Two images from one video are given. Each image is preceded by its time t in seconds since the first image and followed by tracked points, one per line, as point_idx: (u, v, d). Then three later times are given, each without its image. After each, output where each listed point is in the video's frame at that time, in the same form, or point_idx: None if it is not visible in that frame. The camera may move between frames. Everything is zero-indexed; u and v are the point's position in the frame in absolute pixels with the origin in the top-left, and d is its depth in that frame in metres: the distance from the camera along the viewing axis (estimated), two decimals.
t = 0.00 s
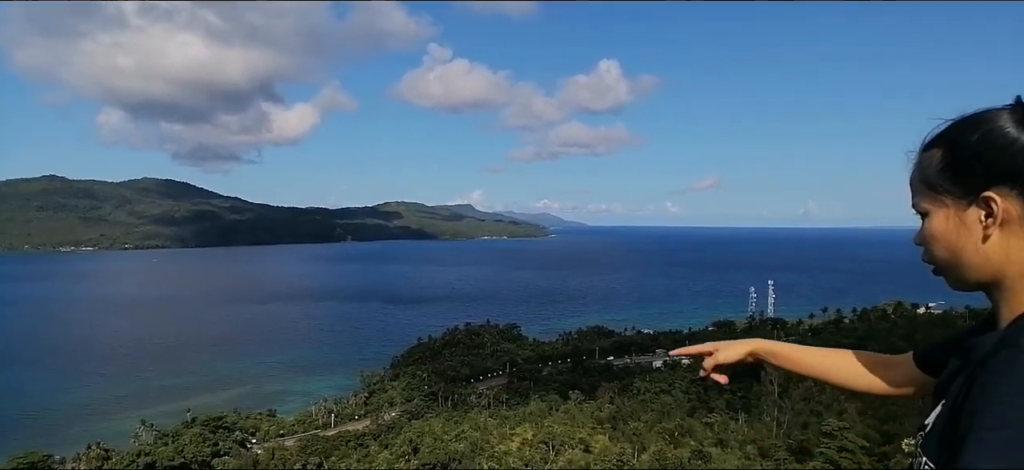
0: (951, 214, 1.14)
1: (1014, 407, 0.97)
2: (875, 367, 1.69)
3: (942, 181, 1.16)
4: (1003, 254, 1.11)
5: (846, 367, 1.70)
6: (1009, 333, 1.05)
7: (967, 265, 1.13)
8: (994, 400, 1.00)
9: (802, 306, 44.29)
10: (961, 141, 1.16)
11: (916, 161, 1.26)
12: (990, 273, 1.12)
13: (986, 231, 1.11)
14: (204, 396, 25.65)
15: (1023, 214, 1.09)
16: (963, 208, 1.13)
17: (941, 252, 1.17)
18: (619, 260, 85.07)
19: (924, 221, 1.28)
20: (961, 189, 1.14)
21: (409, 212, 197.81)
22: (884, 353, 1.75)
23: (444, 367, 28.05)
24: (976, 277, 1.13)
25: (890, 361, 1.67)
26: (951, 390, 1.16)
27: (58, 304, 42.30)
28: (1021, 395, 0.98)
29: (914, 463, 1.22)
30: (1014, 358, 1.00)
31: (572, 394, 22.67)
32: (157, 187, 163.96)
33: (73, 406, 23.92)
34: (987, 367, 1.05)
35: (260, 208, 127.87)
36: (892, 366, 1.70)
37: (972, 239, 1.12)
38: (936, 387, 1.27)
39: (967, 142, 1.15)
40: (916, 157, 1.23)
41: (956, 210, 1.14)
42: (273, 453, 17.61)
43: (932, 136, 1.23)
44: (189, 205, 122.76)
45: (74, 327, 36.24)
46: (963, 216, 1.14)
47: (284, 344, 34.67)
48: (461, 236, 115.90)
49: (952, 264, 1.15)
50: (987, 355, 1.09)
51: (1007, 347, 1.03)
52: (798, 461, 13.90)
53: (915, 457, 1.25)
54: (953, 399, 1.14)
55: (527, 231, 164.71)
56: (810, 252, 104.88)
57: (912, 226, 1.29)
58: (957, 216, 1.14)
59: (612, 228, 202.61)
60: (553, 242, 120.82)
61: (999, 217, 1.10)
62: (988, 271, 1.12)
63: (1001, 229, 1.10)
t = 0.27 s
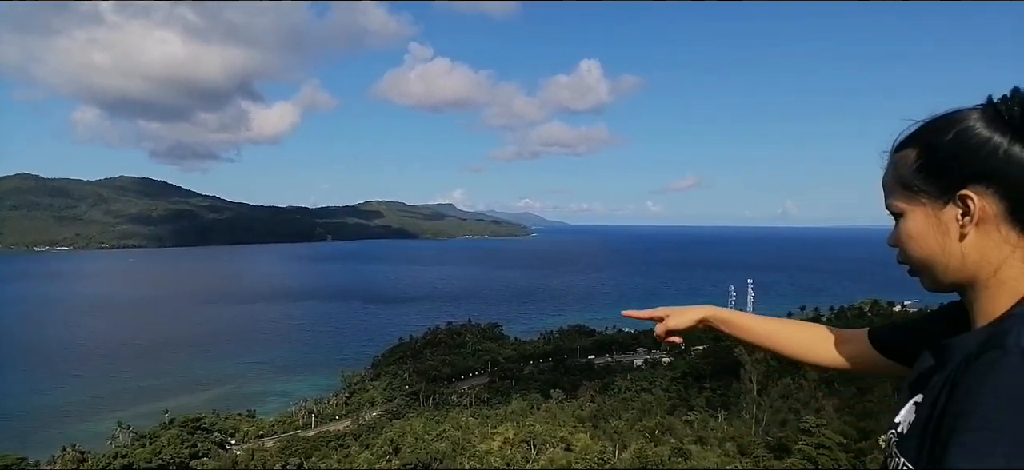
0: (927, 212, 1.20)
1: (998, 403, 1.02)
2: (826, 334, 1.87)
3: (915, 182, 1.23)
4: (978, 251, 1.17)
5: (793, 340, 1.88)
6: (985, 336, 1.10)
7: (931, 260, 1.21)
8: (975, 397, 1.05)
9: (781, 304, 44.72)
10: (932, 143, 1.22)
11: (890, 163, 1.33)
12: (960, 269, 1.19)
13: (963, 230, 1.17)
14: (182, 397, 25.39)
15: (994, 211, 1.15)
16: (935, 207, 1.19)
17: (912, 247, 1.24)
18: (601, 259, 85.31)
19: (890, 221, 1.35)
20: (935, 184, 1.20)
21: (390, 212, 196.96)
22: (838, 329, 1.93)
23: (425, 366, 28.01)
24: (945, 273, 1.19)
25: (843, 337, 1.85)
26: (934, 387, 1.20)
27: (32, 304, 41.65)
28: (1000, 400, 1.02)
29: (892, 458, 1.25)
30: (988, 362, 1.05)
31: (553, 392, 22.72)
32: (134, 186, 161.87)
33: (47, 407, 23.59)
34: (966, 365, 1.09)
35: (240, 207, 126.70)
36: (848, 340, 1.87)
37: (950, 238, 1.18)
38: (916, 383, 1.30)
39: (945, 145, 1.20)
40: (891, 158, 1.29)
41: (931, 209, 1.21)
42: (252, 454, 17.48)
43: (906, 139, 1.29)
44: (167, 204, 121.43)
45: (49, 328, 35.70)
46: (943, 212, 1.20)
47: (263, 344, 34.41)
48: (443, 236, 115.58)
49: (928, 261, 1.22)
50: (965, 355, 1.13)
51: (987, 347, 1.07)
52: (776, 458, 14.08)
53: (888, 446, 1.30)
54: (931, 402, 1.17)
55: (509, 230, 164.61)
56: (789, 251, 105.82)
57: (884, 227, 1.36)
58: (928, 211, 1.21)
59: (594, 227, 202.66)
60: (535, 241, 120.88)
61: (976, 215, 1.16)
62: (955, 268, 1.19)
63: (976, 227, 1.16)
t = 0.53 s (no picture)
0: (913, 213, 1.19)
1: (980, 408, 1.01)
2: (811, 336, 1.85)
3: (898, 184, 1.22)
4: (962, 254, 1.17)
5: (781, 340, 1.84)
6: (971, 338, 1.10)
7: (916, 263, 1.20)
8: (958, 402, 1.04)
9: (767, 304, 44.95)
10: (916, 143, 1.21)
11: (871, 162, 1.32)
12: (944, 274, 1.18)
13: (948, 232, 1.16)
14: (165, 399, 25.13)
15: (978, 214, 1.15)
16: (920, 209, 1.18)
17: (896, 250, 1.23)
18: (587, 260, 85.44)
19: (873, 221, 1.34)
20: (919, 187, 1.20)
21: (377, 212, 196.34)
22: (818, 329, 1.93)
23: (412, 367, 27.91)
24: (928, 276, 1.19)
25: (828, 339, 1.84)
26: (914, 387, 1.19)
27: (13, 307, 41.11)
28: (988, 403, 1.01)
29: (875, 460, 1.24)
30: (973, 365, 1.04)
31: (540, 393, 22.70)
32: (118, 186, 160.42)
33: (28, 410, 23.29)
34: (952, 369, 1.09)
35: (225, 207, 125.82)
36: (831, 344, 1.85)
37: (934, 240, 1.17)
38: (899, 386, 1.29)
39: (928, 146, 1.19)
40: (874, 159, 1.28)
41: (916, 210, 1.20)
42: (237, 456, 17.34)
43: (889, 140, 1.28)
44: (151, 204, 120.29)
45: (29, 330, 35.23)
46: (926, 215, 1.19)
47: (248, 346, 34.14)
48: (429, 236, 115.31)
49: (909, 266, 1.21)
50: (950, 359, 1.12)
51: (972, 352, 1.06)
52: (762, 457, 14.16)
53: (871, 449, 1.28)
54: (911, 405, 1.17)
55: (496, 231, 164.50)
56: (774, 251, 106.46)
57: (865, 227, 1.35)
58: (913, 214, 1.20)
59: (582, 228, 202.67)
60: (522, 241, 121.00)
61: (961, 217, 1.15)
62: (938, 270, 1.18)
63: (964, 228, 1.15)
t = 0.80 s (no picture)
0: (890, 219, 1.22)
1: (955, 409, 1.04)
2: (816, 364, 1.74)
3: (877, 187, 1.25)
4: (940, 258, 1.20)
5: (778, 369, 1.77)
6: (944, 339, 1.13)
7: (896, 268, 1.22)
8: (931, 403, 1.07)
9: (750, 306, 45.27)
10: (894, 149, 1.24)
11: (855, 167, 1.34)
12: (922, 277, 1.21)
13: (925, 236, 1.19)
14: (147, 403, 24.87)
15: (958, 216, 1.18)
16: (900, 212, 1.21)
17: (876, 253, 1.26)
18: (573, 262, 85.66)
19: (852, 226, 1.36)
20: (895, 190, 1.23)
21: (362, 214, 195.69)
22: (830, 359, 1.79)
23: (397, 370, 27.84)
24: (906, 281, 1.22)
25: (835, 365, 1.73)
26: (892, 390, 1.22)
27: None
28: (959, 404, 1.04)
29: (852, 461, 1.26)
30: (946, 368, 1.07)
31: (526, 395, 22.72)
32: (99, 188, 158.53)
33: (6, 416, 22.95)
34: (924, 372, 1.12)
35: (207, 209, 124.83)
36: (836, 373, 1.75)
37: (912, 244, 1.20)
38: (876, 389, 1.31)
39: (907, 151, 1.23)
40: (854, 163, 1.31)
41: (895, 215, 1.23)
42: (221, 460, 17.21)
43: (867, 146, 1.32)
44: (133, 205, 119.07)
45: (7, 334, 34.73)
46: (906, 218, 1.22)
47: (231, 349, 33.86)
48: (414, 239, 115.05)
49: (889, 268, 1.24)
50: (924, 360, 1.15)
51: (946, 353, 1.09)
52: (745, 458, 14.29)
53: (851, 452, 1.30)
54: (888, 407, 1.20)
55: (482, 233, 164.43)
56: (757, 253, 107.23)
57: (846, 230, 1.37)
58: (892, 218, 1.23)
59: (567, 231, 202.82)
60: (508, 243, 121.08)
61: (938, 220, 1.18)
62: (914, 274, 1.22)
63: (939, 233, 1.19)
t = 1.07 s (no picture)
0: (872, 219, 1.23)
1: (929, 405, 1.05)
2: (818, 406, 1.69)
3: (857, 186, 1.26)
4: (918, 257, 1.21)
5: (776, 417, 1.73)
6: (918, 338, 1.15)
7: (875, 267, 1.24)
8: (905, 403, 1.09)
9: (733, 305, 45.53)
10: (873, 148, 1.25)
11: (834, 166, 1.36)
12: (900, 277, 1.23)
13: (903, 235, 1.21)
14: (127, 405, 24.59)
15: (934, 218, 1.20)
16: (878, 213, 1.22)
17: (855, 254, 1.27)
18: (558, 262, 85.75)
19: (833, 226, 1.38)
20: (874, 188, 1.24)
21: (346, 214, 194.80)
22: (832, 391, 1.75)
23: (381, 370, 27.73)
24: (885, 280, 1.23)
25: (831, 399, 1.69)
26: (867, 393, 1.23)
27: None
28: (938, 402, 1.05)
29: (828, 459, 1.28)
30: (924, 366, 1.08)
31: (510, 395, 22.69)
32: (78, 187, 156.59)
33: None
34: (899, 370, 1.13)
35: (189, 209, 123.68)
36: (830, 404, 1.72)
37: (891, 241, 1.22)
38: (852, 390, 1.33)
39: (886, 150, 1.24)
40: (833, 164, 1.32)
41: (874, 215, 1.24)
42: (201, 462, 17.04)
43: (846, 145, 1.33)
44: (114, 205, 117.73)
45: None
46: (886, 220, 1.23)
47: (212, 350, 33.56)
48: (398, 239, 114.68)
49: (867, 269, 1.25)
50: (900, 361, 1.17)
51: (921, 350, 1.11)
52: (729, 457, 14.37)
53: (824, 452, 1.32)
54: (864, 406, 1.21)
55: (467, 233, 164.22)
56: (741, 253, 107.88)
57: (826, 228, 1.39)
58: (872, 217, 1.24)
59: (552, 230, 202.98)
60: (493, 243, 120.98)
61: (917, 220, 1.20)
62: (894, 273, 1.23)
63: (916, 232, 1.20)
